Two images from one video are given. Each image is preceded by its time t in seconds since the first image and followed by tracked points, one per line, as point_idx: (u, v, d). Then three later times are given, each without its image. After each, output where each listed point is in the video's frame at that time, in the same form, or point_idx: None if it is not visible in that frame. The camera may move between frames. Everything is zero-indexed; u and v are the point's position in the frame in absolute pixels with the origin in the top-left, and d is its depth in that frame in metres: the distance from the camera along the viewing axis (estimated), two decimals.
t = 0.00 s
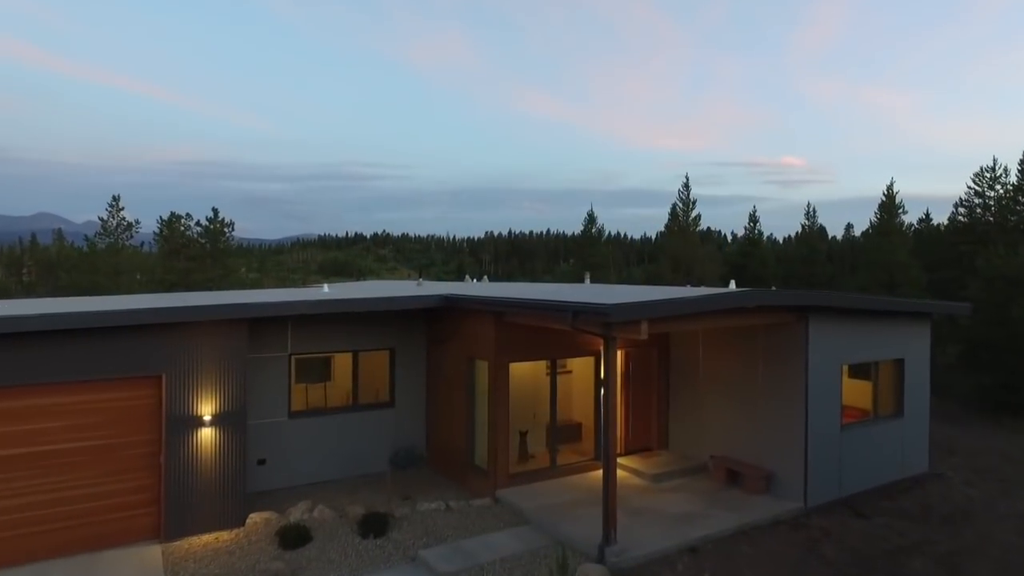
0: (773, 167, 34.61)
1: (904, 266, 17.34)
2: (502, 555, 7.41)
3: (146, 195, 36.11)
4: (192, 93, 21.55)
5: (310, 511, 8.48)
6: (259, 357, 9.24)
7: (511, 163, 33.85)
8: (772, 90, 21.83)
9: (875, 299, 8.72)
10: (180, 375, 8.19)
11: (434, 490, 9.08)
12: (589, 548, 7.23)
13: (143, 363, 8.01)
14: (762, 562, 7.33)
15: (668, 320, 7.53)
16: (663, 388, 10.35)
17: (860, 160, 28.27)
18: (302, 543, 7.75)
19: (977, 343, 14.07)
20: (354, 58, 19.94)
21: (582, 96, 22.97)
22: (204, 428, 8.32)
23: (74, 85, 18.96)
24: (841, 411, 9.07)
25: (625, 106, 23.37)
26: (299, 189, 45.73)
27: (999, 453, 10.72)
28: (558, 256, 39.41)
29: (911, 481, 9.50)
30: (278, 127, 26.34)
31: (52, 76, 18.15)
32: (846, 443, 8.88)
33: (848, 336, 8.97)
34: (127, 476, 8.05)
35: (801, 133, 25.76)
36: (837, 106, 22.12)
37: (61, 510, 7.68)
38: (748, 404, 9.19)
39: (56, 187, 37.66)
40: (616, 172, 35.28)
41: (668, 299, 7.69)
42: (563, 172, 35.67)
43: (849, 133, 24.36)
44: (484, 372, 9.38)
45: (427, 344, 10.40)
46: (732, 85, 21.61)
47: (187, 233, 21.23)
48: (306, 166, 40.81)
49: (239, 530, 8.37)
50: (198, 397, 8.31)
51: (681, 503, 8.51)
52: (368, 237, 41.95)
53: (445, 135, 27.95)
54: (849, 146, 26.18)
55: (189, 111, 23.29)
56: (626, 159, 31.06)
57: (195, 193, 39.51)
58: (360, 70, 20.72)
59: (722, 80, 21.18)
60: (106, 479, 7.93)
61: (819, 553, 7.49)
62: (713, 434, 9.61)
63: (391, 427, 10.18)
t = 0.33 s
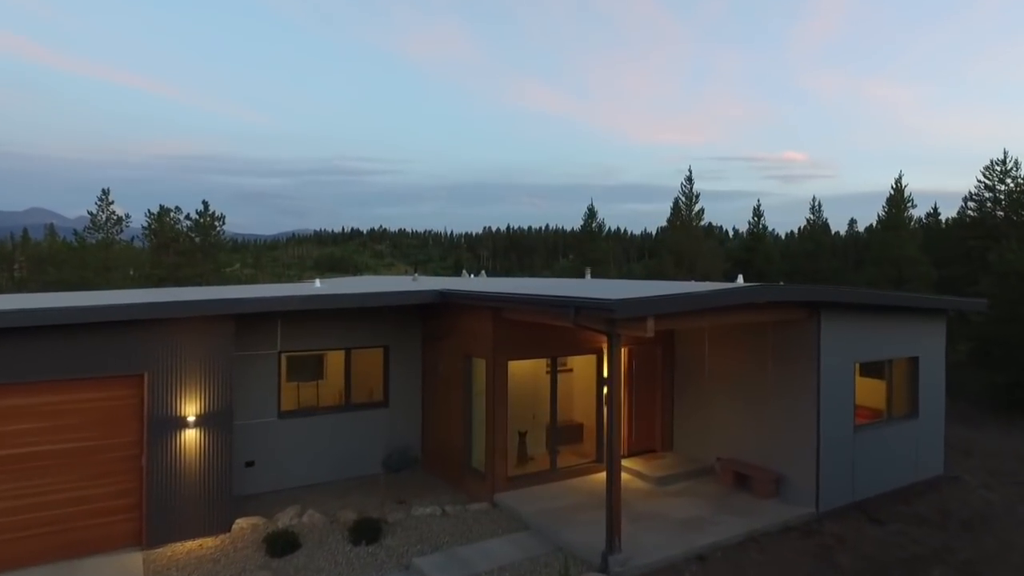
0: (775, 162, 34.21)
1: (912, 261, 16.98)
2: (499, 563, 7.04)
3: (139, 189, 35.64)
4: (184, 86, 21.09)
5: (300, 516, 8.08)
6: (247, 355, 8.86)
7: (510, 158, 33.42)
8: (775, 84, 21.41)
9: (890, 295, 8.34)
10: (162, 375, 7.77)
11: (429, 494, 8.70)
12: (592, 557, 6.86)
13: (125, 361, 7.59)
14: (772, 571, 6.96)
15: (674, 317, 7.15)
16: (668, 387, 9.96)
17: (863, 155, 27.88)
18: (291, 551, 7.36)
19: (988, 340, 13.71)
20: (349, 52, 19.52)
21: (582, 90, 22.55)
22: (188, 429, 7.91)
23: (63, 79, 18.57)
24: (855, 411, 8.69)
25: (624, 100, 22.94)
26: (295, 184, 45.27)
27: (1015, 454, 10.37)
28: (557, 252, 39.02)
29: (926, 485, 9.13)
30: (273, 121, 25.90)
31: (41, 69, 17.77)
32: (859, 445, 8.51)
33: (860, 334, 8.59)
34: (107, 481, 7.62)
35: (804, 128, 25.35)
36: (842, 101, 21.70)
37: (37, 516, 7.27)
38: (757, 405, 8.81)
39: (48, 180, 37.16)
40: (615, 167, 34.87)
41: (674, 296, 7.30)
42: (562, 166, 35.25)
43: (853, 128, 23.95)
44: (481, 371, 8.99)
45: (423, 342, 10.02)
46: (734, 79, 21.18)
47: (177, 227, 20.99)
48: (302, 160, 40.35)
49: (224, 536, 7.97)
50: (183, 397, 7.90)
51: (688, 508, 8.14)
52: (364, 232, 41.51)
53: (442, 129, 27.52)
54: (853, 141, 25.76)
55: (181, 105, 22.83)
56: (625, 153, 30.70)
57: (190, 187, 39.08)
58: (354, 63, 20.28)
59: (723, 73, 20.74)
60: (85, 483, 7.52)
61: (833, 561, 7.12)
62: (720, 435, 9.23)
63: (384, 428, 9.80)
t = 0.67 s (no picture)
0: (776, 156, 33.83)
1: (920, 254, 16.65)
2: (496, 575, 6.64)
3: (132, 183, 35.20)
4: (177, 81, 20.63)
5: (286, 523, 7.67)
6: (233, 353, 8.46)
7: (507, 152, 33.01)
8: (778, 78, 20.99)
9: (906, 291, 7.94)
10: (141, 374, 7.35)
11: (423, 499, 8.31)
12: (594, 568, 6.47)
13: (102, 360, 7.17)
14: None
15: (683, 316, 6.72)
16: (672, 385, 9.56)
17: (866, 150, 27.48)
18: (275, 560, 6.95)
19: (1001, 337, 13.33)
20: (346, 45, 19.08)
21: (582, 84, 22.13)
22: (169, 432, 7.49)
23: (50, 70, 18.15)
24: (869, 412, 8.29)
25: (623, 93, 22.51)
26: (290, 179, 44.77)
27: None
28: (554, 247, 38.68)
29: (941, 489, 8.75)
30: (266, 115, 25.47)
31: (27, 60, 17.36)
32: (873, 448, 8.12)
33: (874, 332, 8.20)
34: (82, 486, 7.20)
35: (807, 122, 24.97)
36: (847, 95, 21.31)
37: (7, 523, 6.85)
38: (765, 406, 8.41)
39: (38, 174, 36.71)
40: (614, 161, 34.47)
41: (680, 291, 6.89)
42: (560, 160, 34.83)
43: (856, 122, 23.57)
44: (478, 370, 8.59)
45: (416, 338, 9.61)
46: (737, 72, 20.76)
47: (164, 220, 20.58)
48: (297, 154, 39.90)
49: (207, 544, 7.57)
50: (163, 397, 7.48)
51: (694, 514, 7.75)
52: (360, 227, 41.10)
53: (439, 123, 27.12)
54: (856, 135, 25.38)
55: (172, 98, 22.40)
56: (625, 148, 30.31)
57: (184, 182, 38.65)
58: (349, 57, 19.84)
59: (726, 66, 20.31)
60: (59, 489, 7.10)
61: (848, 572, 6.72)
62: (727, 437, 8.84)
63: (377, 430, 9.40)
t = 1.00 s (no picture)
0: (778, 150, 33.38)
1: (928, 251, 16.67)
2: None
3: (123, 177, 34.74)
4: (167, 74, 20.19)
5: (272, 533, 7.22)
6: (215, 353, 8.03)
7: (505, 146, 32.54)
8: (780, 71, 20.54)
9: (924, 287, 7.51)
10: (114, 375, 6.90)
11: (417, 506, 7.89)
12: None
13: (71, 362, 6.71)
14: None
15: (692, 315, 6.29)
16: (677, 385, 9.13)
17: (868, 144, 27.07)
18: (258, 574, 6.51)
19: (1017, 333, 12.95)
20: (341, 37, 18.60)
21: (581, 78, 21.66)
22: (146, 437, 7.03)
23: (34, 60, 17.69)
24: (886, 414, 7.88)
25: (622, 86, 22.06)
26: (286, 174, 44.31)
27: None
28: (553, 243, 38.25)
29: (961, 496, 8.33)
30: (259, 109, 25.03)
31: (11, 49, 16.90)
32: (890, 453, 7.71)
33: (892, 331, 7.76)
34: (50, 493, 6.74)
35: (808, 116, 24.53)
36: (851, 89, 20.85)
37: None
38: (776, 408, 7.99)
39: (30, 167, 36.29)
40: (614, 155, 34.02)
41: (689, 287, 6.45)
42: (559, 155, 34.37)
43: (860, 116, 23.12)
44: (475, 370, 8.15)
45: (409, 335, 9.17)
46: (739, 65, 20.30)
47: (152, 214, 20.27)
48: (293, 149, 39.43)
49: (187, 554, 7.13)
50: (140, 400, 7.02)
51: (702, 523, 7.33)
52: (356, 221, 40.66)
53: (435, 116, 26.64)
54: (860, 130, 24.93)
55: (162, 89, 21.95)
56: (623, 141, 29.87)
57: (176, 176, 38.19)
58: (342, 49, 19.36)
59: (728, 59, 19.85)
60: (24, 497, 6.65)
61: None
62: (735, 441, 8.43)
63: (369, 433, 8.96)
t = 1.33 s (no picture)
0: (780, 143, 32.83)
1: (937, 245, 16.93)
2: None
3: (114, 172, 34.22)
4: (157, 68, 19.65)
5: (250, 550, 6.69)
6: (196, 354, 7.53)
7: (503, 140, 32.00)
8: (785, 63, 19.99)
9: (950, 285, 7.01)
10: (80, 381, 6.36)
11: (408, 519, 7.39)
12: None
13: (33, 365, 6.17)
14: None
15: (706, 314, 5.78)
16: (685, 388, 8.63)
17: (873, 138, 26.54)
18: None
19: None
20: (334, 30, 18.08)
21: (580, 71, 21.09)
22: (115, 447, 6.49)
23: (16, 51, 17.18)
24: (909, 421, 7.38)
25: (621, 80, 21.54)
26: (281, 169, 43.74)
27: None
28: (552, 238, 37.72)
29: (987, 507, 7.82)
30: (251, 103, 24.51)
31: None
32: (913, 463, 7.21)
33: (915, 332, 7.25)
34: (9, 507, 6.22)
35: (811, 109, 24.01)
36: (856, 82, 20.31)
37: None
38: (790, 414, 7.49)
39: (21, 162, 35.77)
40: (614, 149, 33.47)
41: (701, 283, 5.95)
42: (558, 148, 33.81)
43: (865, 110, 22.59)
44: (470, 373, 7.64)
45: (401, 335, 8.68)
46: (741, 57, 19.72)
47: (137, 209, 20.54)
48: (288, 142, 38.86)
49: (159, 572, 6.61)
50: (108, 407, 6.48)
51: (714, 538, 6.82)
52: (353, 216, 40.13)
53: (431, 110, 26.09)
54: (864, 124, 24.42)
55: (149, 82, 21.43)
56: (622, 135, 29.35)
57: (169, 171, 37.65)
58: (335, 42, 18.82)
59: (731, 51, 19.27)
60: None
61: None
62: (746, 449, 7.94)
63: (358, 439, 8.45)
